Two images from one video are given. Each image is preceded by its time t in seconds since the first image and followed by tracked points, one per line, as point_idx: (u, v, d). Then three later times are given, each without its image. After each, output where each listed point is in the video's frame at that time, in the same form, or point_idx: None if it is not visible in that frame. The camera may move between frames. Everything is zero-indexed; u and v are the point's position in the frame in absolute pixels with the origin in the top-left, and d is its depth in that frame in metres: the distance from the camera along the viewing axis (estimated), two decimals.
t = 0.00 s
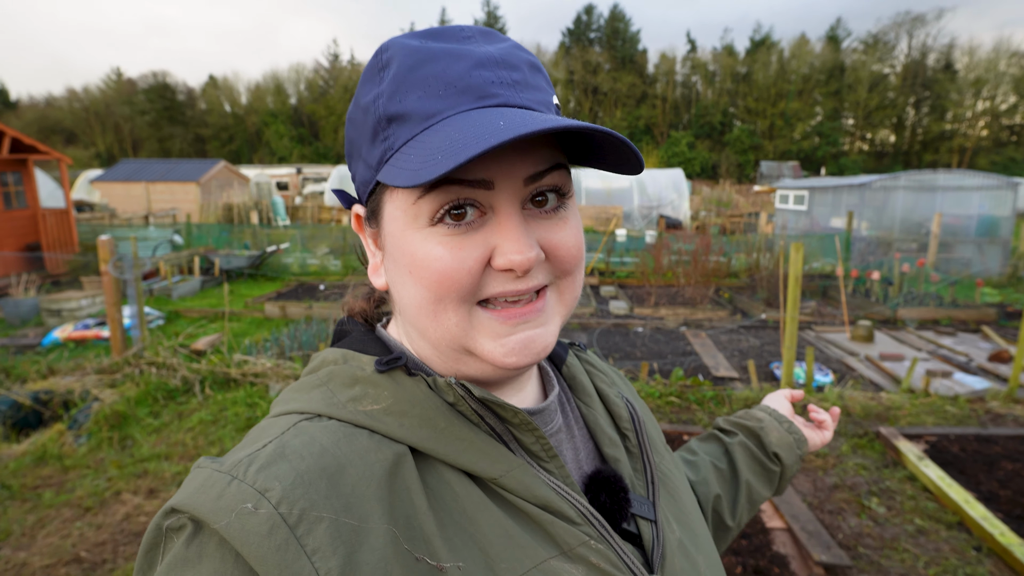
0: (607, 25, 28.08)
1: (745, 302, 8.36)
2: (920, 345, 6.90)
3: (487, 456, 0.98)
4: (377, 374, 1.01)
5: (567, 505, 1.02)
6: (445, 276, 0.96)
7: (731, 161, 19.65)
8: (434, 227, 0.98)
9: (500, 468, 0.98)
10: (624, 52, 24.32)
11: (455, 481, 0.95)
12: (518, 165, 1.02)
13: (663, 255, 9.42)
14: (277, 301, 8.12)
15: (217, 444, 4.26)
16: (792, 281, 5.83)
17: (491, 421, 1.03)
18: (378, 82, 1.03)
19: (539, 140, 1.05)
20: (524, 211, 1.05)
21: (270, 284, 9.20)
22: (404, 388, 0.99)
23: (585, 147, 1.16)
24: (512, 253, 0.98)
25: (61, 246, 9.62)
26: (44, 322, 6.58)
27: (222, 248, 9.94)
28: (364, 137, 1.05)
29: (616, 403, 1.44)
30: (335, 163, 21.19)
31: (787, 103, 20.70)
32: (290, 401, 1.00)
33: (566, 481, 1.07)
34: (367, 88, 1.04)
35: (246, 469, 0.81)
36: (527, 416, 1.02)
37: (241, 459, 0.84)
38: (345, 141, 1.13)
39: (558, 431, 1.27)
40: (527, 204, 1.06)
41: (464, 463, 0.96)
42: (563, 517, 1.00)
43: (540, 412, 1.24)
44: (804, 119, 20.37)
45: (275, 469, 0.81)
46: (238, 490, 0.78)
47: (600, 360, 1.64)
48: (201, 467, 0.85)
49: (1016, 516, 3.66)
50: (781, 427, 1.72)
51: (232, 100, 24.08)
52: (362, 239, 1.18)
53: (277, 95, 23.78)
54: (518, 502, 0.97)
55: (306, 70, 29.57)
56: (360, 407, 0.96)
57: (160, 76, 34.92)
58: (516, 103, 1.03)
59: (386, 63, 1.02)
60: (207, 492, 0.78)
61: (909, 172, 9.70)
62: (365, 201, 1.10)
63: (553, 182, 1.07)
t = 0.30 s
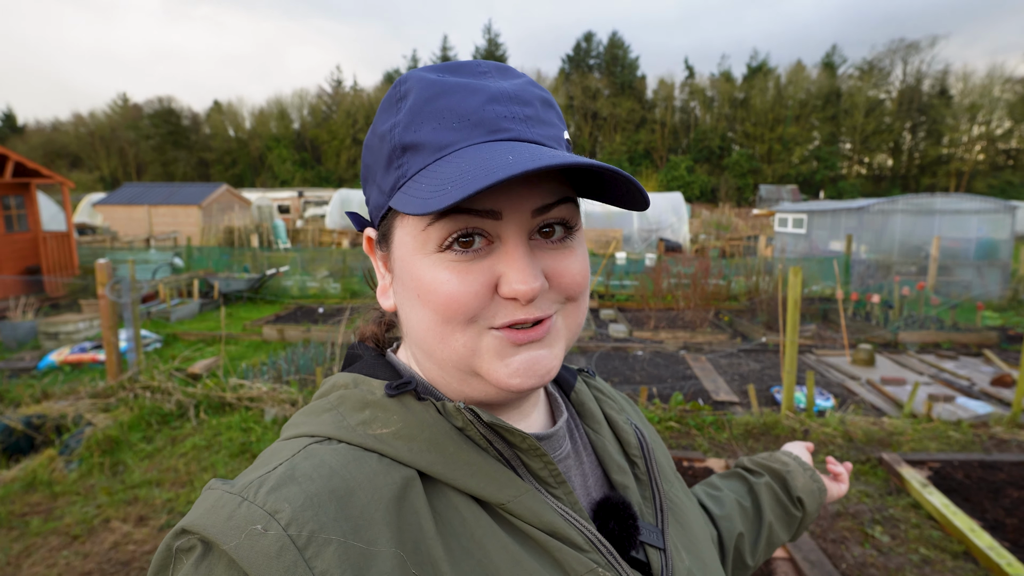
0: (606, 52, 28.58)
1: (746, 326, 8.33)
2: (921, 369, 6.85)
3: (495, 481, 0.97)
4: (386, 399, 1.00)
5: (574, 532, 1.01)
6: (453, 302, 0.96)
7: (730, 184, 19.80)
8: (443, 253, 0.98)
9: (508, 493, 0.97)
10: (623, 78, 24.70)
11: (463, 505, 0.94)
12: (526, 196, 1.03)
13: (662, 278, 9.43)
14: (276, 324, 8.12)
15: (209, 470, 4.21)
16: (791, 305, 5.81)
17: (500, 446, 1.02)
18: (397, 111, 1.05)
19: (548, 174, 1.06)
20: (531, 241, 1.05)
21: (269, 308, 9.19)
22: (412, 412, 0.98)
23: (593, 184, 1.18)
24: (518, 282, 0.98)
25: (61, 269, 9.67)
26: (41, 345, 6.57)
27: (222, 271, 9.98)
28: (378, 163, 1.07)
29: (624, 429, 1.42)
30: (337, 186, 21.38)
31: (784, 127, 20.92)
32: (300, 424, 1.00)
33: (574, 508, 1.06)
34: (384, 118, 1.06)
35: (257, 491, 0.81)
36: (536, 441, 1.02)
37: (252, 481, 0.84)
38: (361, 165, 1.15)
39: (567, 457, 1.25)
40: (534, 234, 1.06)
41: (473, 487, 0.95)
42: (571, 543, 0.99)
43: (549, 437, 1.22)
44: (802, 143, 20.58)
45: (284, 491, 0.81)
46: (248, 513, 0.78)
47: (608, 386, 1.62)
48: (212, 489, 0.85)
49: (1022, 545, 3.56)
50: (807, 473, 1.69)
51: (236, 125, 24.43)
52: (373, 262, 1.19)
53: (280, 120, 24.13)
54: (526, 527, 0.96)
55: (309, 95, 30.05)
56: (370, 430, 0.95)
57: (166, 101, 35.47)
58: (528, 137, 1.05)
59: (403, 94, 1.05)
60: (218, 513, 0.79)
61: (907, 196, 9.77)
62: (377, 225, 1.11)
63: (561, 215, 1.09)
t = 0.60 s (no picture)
0: (604, 64, 28.76)
1: (744, 336, 8.31)
2: (919, 378, 6.82)
3: (495, 491, 0.95)
4: (387, 409, 0.97)
5: (574, 542, 1.00)
6: (458, 300, 0.96)
7: (728, 194, 19.84)
8: (449, 251, 0.98)
9: (508, 504, 0.95)
10: (621, 89, 24.85)
11: (464, 516, 0.92)
12: (530, 193, 1.03)
13: (660, 288, 9.40)
14: (272, 334, 8.09)
15: (201, 482, 4.19)
16: (789, 314, 5.79)
17: (500, 456, 1.00)
18: (401, 117, 1.05)
19: (548, 170, 1.07)
20: (534, 239, 1.06)
21: (265, 317, 9.17)
22: (414, 422, 0.95)
23: (594, 176, 1.20)
24: (522, 276, 0.99)
25: (58, 279, 9.68)
26: (35, 355, 6.54)
27: (219, 280, 9.98)
28: (382, 168, 1.06)
29: (620, 439, 1.40)
30: (335, 196, 21.43)
31: (782, 138, 21.00)
32: (299, 434, 0.97)
33: (572, 518, 1.05)
34: (390, 124, 1.06)
35: (259, 502, 0.79)
36: (537, 452, 1.01)
37: (253, 492, 0.82)
38: (364, 173, 1.14)
39: (565, 468, 1.23)
40: (536, 232, 1.07)
41: (474, 498, 0.93)
42: (571, 555, 0.98)
43: (547, 449, 1.20)
44: (799, 153, 20.67)
45: (287, 503, 0.78)
46: (250, 525, 0.76)
47: (601, 393, 1.60)
48: (211, 501, 0.83)
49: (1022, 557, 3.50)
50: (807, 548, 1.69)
51: (236, 135, 24.54)
52: (376, 268, 1.18)
53: (280, 131, 24.23)
54: (528, 539, 0.94)
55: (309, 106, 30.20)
56: (370, 440, 0.93)
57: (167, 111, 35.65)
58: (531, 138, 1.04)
59: (409, 100, 1.05)
60: (220, 526, 0.77)
61: (904, 206, 9.79)
62: (381, 229, 1.11)
63: (562, 213, 1.09)
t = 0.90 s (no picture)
0: (595, 66, 28.80)
1: (733, 337, 8.34)
2: (907, 379, 6.87)
3: (505, 494, 0.93)
4: (395, 414, 0.95)
5: (581, 544, 0.99)
6: (452, 299, 0.95)
7: (718, 196, 19.95)
8: (444, 251, 0.97)
9: (518, 507, 0.93)
10: (612, 91, 24.93)
11: (476, 519, 0.89)
12: (523, 190, 1.03)
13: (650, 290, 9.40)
14: (260, 336, 8.03)
15: (185, 488, 4.14)
16: (777, 316, 5.80)
17: (508, 459, 0.99)
18: (394, 125, 1.04)
19: (539, 165, 1.06)
20: (529, 236, 1.05)
21: (254, 320, 9.10)
22: (424, 427, 0.93)
23: (589, 170, 1.19)
24: (517, 271, 0.98)
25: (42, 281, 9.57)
26: (17, 359, 6.44)
27: (207, 283, 9.90)
28: (378, 173, 1.05)
29: (623, 443, 1.38)
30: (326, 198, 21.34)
31: (771, 140, 21.12)
32: (304, 439, 0.94)
33: (579, 520, 1.04)
34: (384, 133, 1.05)
35: (270, 507, 0.76)
36: (544, 454, 1.00)
37: (263, 497, 0.79)
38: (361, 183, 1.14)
39: (568, 471, 1.21)
40: (531, 230, 1.06)
41: (484, 502, 0.91)
42: (580, 557, 0.96)
43: (553, 452, 1.19)
44: (789, 155, 20.80)
45: (300, 509, 0.76)
46: (262, 530, 0.74)
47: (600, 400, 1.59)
48: (219, 507, 0.80)
49: (1009, 558, 3.50)
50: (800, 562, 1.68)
51: (226, 137, 24.36)
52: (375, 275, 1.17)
53: (270, 132, 24.10)
54: (538, 542, 0.93)
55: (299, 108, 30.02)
56: (379, 445, 0.90)
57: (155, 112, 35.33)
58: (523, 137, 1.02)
59: (401, 108, 1.04)
60: (230, 532, 0.74)
61: (891, 208, 9.87)
62: (378, 234, 1.10)
63: (556, 210, 1.08)
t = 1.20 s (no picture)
0: (583, 66, 28.85)
1: (721, 338, 8.40)
2: (891, 379, 6.96)
3: (508, 498, 0.93)
4: (399, 420, 0.94)
5: (584, 548, 0.98)
6: (459, 305, 0.96)
7: (706, 197, 20.07)
8: (452, 258, 0.98)
9: (522, 511, 0.93)
10: (600, 92, 24.98)
11: (481, 523, 0.89)
12: (530, 203, 1.03)
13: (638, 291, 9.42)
14: (246, 339, 7.96)
15: (169, 495, 4.09)
16: (764, 317, 5.84)
17: (511, 464, 0.98)
18: (411, 137, 1.06)
19: (547, 181, 1.07)
20: (534, 249, 1.05)
21: (240, 323, 9.01)
22: (428, 432, 0.92)
23: (595, 188, 1.19)
24: (522, 280, 0.98)
25: (23, 284, 9.41)
26: None
27: (192, 285, 9.80)
28: (391, 183, 1.06)
29: (619, 449, 1.38)
30: (313, 199, 21.19)
31: (757, 141, 21.26)
32: (306, 446, 0.93)
33: (580, 525, 1.03)
34: (400, 144, 1.06)
35: (279, 511, 0.76)
36: (548, 459, 0.99)
37: (271, 502, 0.78)
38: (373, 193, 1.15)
39: (567, 477, 1.21)
40: (537, 243, 1.06)
41: (489, 505, 0.90)
42: (582, 560, 0.96)
43: (551, 458, 1.19)
44: (775, 156, 20.96)
45: (308, 514, 0.75)
46: (271, 536, 0.73)
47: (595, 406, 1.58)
48: (227, 512, 0.80)
49: (992, 557, 3.53)
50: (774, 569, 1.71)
51: (211, 137, 24.12)
52: (382, 283, 1.17)
53: (256, 132, 23.88)
54: (543, 545, 0.92)
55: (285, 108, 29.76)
56: (384, 451, 0.89)
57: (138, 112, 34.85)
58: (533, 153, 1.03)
59: (418, 122, 1.05)
60: (240, 537, 0.74)
61: (876, 209, 9.98)
62: (388, 243, 1.11)
63: (562, 225, 1.08)
